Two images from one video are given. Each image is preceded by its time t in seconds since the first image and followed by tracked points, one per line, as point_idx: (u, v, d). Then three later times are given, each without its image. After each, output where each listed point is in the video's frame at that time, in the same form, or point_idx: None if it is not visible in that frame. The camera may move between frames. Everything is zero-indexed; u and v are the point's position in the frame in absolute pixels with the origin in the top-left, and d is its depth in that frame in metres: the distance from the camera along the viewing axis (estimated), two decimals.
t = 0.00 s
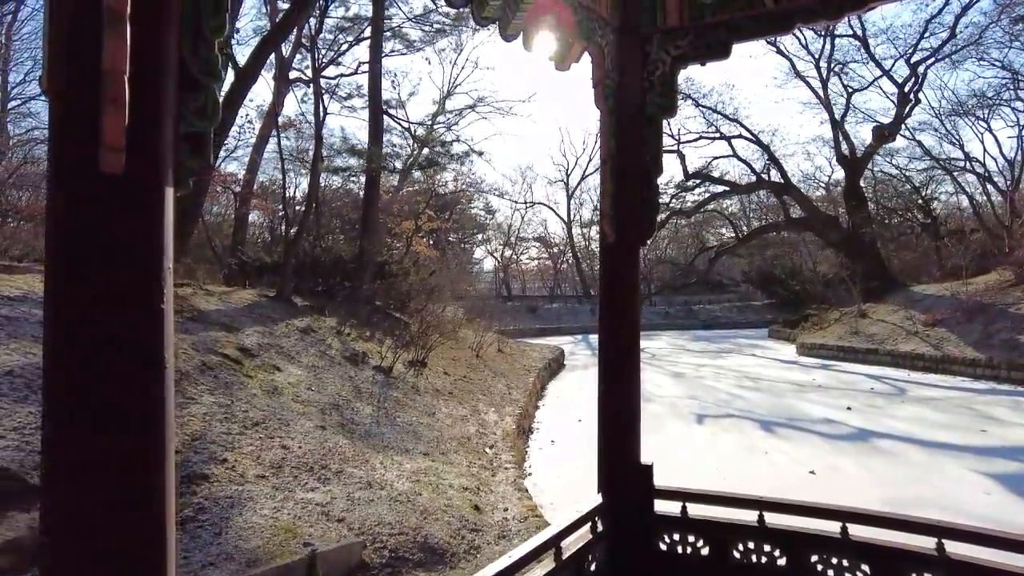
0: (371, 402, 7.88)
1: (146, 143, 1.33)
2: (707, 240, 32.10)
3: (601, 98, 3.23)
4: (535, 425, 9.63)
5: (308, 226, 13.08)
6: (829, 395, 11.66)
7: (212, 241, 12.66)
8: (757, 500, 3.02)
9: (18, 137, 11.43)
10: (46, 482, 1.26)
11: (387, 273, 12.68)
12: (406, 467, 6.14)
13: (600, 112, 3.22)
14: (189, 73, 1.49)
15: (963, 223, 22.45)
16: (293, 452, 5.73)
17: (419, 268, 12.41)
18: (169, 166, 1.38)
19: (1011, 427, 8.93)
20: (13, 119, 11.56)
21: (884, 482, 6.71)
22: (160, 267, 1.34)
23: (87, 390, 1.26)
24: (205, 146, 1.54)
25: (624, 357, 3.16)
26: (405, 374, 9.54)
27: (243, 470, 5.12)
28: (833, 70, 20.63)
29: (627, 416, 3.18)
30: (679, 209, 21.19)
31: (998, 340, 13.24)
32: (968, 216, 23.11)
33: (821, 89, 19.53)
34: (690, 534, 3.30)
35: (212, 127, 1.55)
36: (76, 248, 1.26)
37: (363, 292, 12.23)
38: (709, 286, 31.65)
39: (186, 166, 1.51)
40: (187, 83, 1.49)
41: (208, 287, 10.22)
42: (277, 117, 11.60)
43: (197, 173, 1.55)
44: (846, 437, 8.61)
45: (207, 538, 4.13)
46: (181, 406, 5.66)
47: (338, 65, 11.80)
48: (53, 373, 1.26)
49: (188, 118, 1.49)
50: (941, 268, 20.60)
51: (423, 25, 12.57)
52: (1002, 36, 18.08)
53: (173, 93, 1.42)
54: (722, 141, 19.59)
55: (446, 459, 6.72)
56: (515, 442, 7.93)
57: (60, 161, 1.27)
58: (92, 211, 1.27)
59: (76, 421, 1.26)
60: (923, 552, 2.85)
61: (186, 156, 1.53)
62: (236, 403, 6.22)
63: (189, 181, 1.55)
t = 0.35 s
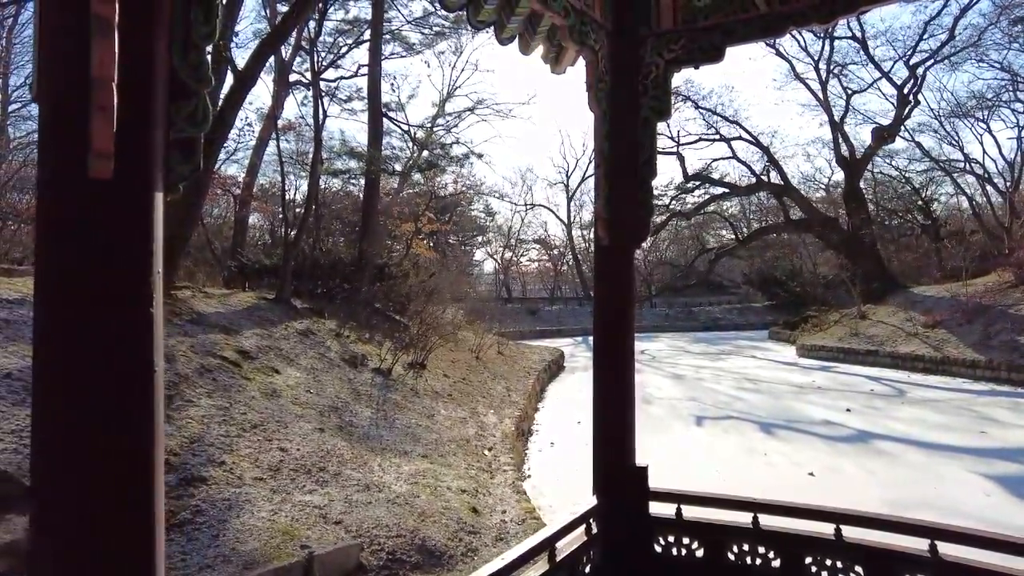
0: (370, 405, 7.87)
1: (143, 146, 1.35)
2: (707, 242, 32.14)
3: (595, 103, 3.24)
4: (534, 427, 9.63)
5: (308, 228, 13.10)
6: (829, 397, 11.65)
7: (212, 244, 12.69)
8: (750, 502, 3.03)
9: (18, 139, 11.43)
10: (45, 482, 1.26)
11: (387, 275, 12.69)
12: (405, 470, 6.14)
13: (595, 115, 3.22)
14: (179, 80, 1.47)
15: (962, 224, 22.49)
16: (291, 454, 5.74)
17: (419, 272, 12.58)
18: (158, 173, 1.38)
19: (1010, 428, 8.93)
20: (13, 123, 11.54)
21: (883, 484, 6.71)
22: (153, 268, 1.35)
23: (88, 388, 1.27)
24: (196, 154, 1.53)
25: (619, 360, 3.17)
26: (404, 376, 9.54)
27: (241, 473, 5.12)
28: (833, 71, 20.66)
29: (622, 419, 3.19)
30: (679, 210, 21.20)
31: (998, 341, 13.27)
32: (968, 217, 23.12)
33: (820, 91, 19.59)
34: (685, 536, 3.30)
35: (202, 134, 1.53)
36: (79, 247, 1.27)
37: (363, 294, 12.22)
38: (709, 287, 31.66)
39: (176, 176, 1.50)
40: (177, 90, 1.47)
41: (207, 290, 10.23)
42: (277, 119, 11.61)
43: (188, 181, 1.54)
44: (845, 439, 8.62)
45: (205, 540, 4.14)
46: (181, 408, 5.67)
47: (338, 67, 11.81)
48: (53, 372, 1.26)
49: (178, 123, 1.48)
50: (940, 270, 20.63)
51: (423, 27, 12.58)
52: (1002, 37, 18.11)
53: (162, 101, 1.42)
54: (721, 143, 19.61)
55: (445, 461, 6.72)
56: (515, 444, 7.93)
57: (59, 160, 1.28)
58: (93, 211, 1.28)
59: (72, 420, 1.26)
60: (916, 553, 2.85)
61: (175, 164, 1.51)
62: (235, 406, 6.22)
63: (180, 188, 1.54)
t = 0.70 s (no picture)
0: (361, 408, 7.86)
1: (130, 148, 1.36)
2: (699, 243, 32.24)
3: (582, 107, 3.25)
4: (527, 429, 9.63)
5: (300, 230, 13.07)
6: (820, 397, 11.70)
7: (204, 247, 12.65)
8: (736, 503, 3.05)
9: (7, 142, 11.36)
10: (39, 484, 1.25)
11: (379, 278, 12.70)
12: (396, 473, 6.13)
13: (582, 119, 3.23)
14: (161, 85, 1.46)
15: (952, 225, 22.66)
16: (282, 458, 5.72)
17: (411, 274, 12.53)
18: (142, 176, 1.39)
19: (999, 428, 8.98)
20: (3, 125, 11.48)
21: (873, 484, 6.75)
22: (138, 270, 1.37)
23: (83, 387, 1.27)
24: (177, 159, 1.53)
25: (607, 361, 3.18)
26: (397, 379, 9.52)
27: (231, 477, 5.10)
28: (823, 74, 20.79)
29: (610, 421, 3.20)
30: (671, 212, 21.27)
31: (987, 341, 13.36)
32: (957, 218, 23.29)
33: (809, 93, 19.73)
34: (672, 537, 3.31)
35: (186, 140, 1.51)
36: (74, 247, 1.28)
37: (354, 297, 12.18)
38: (701, 288, 31.75)
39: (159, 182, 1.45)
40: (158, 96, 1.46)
41: (199, 293, 10.20)
42: (269, 121, 11.58)
43: (170, 188, 1.49)
44: (836, 439, 8.66)
45: (195, 545, 4.12)
46: (171, 412, 5.64)
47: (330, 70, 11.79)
48: (46, 372, 1.26)
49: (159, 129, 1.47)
50: (929, 270, 20.76)
51: (416, 30, 12.59)
52: (990, 40, 18.27)
53: (145, 105, 1.43)
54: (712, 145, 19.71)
55: (437, 464, 6.70)
56: (507, 446, 7.93)
57: (47, 162, 1.27)
58: (84, 212, 1.29)
59: (68, 420, 1.26)
60: (901, 552, 2.87)
61: (157, 170, 1.47)
62: (226, 410, 6.19)
63: (162, 194, 1.48)
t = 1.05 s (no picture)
0: (342, 414, 7.80)
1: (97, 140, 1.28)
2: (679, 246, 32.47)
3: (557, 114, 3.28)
4: (510, 433, 9.63)
5: (279, 236, 12.97)
6: (799, 398, 11.84)
7: (181, 252, 12.49)
8: (712, 503, 3.07)
9: None
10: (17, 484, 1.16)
11: (359, 282, 12.64)
12: (377, 480, 6.09)
13: (557, 126, 3.26)
14: (129, 94, 1.45)
15: (925, 227, 23.05)
16: (261, 466, 5.67)
17: (391, 278, 12.48)
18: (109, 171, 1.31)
19: (973, 426, 9.13)
20: None
21: (849, 483, 6.84)
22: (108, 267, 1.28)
23: (78, 391, 1.21)
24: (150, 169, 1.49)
25: (585, 366, 3.20)
26: (377, 385, 9.47)
27: (210, 486, 5.05)
28: (799, 78, 21.08)
29: (588, 426, 3.22)
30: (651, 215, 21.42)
31: (961, 340, 13.59)
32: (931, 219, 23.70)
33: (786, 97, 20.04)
34: (650, 539, 3.33)
35: (155, 149, 1.50)
36: (68, 249, 1.22)
37: (334, 302, 12.10)
38: (682, 291, 31.96)
39: (132, 190, 1.44)
40: (129, 106, 1.45)
41: (175, 299, 10.06)
42: (247, 126, 11.49)
43: (141, 198, 1.49)
44: (815, 439, 8.77)
45: (172, 556, 4.07)
46: (147, 421, 5.56)
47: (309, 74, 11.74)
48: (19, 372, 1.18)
49: (130, 139, 1.45)
50: (904, 272, 21.08)
51: (395, 34, 12.57)
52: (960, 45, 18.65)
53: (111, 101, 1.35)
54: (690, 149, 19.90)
55: (418, 471, 6.67)
56: (489, 450, 7.92)
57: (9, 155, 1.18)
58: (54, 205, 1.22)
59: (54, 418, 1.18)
60: (872, 548, 2.93)
61: (128, 181, 1.47)
62: (204, 418, 6.13)
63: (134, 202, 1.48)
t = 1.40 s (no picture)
0: (310, 425, 7.71)
1: (51, 161, 1.33)
2: (649, 251, 32.81)
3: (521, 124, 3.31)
4: (482, 441, 9.61)
5: (245, 244, 12.79)
6: (767, 399, 12.02)
7: (144, 262, 12.23)
8: (677, 506, 3.10)
9: None
10: None
11: (327, 291, 12.51)
12: (347, 491, 6.02)
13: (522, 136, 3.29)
14: (83, 106, 1.44)
15: (885, 230, 23.65)
16: (228, 479, 5.57)
17: (360, 286, 12.37)
18: (62, 196, 1.36)
19: (933, 424, 9.34)
20: None
21: (818, 482, 6.95)
22: (59, 293, 1.33)
23: (57, 393, 1.30)
24: (102, 183, 1.50)
25: (553, 373, 3.23)
26: (346, 395, 9.37)
27: (174, 500, 4.95)
28: (762, 86, 21.51)
29: (557, 431, 3.24)
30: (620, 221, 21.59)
31: (920, 340, 13.94)
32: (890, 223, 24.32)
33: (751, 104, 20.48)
34: (617, 543, 3.34)
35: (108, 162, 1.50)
36: (36, 262, 1.29)
37: (302, 311, 11.94)
38: (651, 295, 32.25)
39: (84, 206, 1.47)
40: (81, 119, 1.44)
41: (138, 311, 9.84)
42: (212, 133, 11.32)
43: (94, 211, 1.51)
44: (782, 440, 8.91)
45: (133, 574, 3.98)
46: (108, 436, 5.43)
47: (276, 80, 11.63)
48: None
49: (84, 153, 1.45)
50: (867, 275, 21.58)
51: (363, 41, 12.52)
52: (915, 55, 19.22)
53: (64, 124, 1.38)
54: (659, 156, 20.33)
55: (389, 480, 6.62)
56: (460, 458, 7.88)
57: None
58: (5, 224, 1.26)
59: None
60: (833, 546, 2.98)
61: (80, 194, 1.48)
62: (168, 431, 6.00)
63: (87, 218, 1.51)
